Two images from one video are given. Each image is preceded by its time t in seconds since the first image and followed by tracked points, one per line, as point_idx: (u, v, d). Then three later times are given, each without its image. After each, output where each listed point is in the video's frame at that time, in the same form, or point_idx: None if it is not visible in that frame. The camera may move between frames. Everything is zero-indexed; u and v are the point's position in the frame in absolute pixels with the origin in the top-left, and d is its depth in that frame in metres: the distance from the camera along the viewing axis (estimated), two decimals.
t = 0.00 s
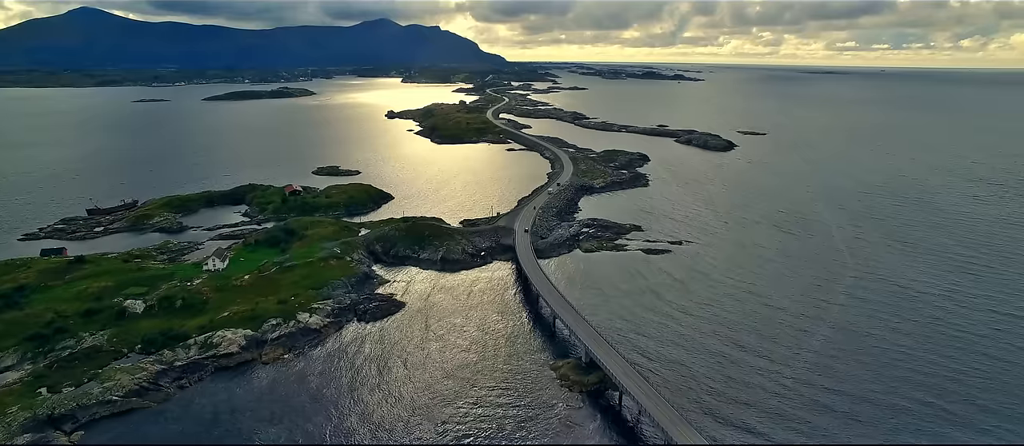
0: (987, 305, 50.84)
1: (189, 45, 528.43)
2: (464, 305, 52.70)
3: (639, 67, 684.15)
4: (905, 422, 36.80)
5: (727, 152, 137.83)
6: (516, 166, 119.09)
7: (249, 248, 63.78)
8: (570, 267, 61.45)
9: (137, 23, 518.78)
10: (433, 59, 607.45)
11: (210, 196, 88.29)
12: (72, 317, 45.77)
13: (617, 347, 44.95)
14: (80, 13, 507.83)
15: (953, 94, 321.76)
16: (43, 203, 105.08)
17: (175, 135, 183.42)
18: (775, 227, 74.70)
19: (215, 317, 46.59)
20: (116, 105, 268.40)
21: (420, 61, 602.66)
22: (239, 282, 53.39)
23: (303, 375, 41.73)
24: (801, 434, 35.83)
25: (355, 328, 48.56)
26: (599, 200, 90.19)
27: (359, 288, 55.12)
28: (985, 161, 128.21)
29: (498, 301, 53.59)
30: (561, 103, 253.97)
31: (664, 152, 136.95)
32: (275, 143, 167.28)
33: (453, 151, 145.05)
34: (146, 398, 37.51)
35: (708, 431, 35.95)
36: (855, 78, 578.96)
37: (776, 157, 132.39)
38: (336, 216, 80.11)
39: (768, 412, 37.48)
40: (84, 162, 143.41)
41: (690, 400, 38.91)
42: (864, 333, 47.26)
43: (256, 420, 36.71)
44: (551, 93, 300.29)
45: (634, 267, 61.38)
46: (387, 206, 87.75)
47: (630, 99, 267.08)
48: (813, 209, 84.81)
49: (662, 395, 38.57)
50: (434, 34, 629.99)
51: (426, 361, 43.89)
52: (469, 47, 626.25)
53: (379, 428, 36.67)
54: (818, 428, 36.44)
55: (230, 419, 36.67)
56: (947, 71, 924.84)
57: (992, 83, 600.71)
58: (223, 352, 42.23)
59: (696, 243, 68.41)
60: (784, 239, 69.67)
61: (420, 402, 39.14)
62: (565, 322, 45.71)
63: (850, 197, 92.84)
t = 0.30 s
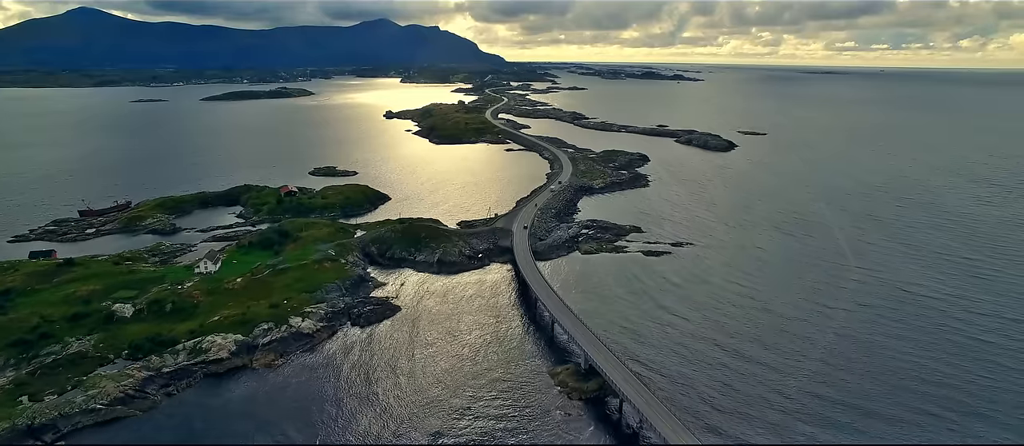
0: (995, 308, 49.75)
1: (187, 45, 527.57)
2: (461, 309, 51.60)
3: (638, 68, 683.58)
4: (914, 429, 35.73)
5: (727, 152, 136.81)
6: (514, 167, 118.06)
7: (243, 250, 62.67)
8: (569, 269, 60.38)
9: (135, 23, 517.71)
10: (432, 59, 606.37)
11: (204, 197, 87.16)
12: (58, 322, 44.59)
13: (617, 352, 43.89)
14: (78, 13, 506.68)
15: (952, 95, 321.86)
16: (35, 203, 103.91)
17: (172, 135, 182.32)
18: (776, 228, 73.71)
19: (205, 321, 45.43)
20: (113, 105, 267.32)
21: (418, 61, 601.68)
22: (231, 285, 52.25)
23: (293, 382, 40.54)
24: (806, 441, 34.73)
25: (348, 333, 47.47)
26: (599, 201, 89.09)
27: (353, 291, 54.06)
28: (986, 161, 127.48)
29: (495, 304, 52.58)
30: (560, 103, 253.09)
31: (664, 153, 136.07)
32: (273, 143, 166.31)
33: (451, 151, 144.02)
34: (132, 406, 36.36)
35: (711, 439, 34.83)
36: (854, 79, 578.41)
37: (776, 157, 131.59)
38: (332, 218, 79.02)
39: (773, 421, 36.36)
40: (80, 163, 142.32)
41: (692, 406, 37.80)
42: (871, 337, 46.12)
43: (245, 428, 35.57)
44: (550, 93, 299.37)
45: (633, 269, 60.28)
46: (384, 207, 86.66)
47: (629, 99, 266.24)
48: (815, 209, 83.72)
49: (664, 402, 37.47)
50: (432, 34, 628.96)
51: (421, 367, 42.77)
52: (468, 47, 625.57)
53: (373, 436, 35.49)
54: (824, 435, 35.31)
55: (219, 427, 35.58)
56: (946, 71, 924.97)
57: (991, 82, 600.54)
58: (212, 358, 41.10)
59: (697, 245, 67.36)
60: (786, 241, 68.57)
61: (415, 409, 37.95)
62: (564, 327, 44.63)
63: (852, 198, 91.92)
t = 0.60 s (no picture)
0: (1002, 313, 48.82)
1: (186, 45, 526.53)
2: (458, 313, 50.55)
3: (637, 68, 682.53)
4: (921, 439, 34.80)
5: (728, 152, 135.64)
6: (513, 168, 116.94)
7: (236, 253, 61.55)
8: (569, 272, 59.29)
9: (133, 23, 516.54)
10: (431, 60, 605.41)
11: (198, 198, 86.07)
12: (44, 327, 43.46)
13: (617, 358, 42.84)
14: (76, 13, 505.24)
15: (952, 94, 320.84)
16: (29, 204, 102.82)
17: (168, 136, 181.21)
18: (778, 230, 72.69)
19: (195, 326, 44.30)
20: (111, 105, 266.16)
21: (418, 61, 600.76)
22: (223, 288, 51.14)
23: (284, 389, 39.45)
24: None
25: (342, 338, 46.35)
26: (598, 202, 88.00)
27: (348, 295, 52.94)
28: (988, 161, 126.56)
29: (492, 308, 51.47)
30: (558, 103, 252.01)
31: (663, 153, 135.14)
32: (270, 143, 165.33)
33: (450, 151, 142.93)
34: (117, 415, 35.25)
35: None
36: (854, 79, 577.46)
37: (777, 158, 130.71)
38: (328, 219, 77.95)
39: (777, 432, 35.28)
40: (75, 163, 141.22)
41: (695, 415, 36.75)
42: (877, 343, 45.08)
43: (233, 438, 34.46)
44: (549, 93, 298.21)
45: (634, 272, 59.21)
46: (381, 208, 85.58)
47: (628, 99, 265.08)
48: (818, 210, 82.63)
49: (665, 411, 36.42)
50: (431, 34, 627.75)
51: (416, 374, 41.68)
52: (467, 47, 624.59)
53: None
54: None
55: (206, 436, 34.49)
56: (945, 71, 924.46)
57: (992, 82, 599.58)
58: (201, 364, 39.98)
59: (697, 247, 66.35)
60: (789, 243, 67.53)
61: (409, 418, 36.89)
62: (563, 333, 43.53)
63: (854, 198, 90.96)
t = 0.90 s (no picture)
0: (1009, 317, 47.76)
1: (185, 44, 525.73)
2: (454, 317, 49.50)
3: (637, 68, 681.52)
4: None
5: (728, 152, 134.55)
6: (511, 168, 115.82)
7: (229, 255, 60.41)
8: (568, 275, 58.19)
9: (133, 23, 515.58)
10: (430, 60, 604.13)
11: (193, 199, 84.92)
12: (29, 332, 42.34)
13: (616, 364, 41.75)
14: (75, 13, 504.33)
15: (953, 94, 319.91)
16: (22, 205, 101.66)
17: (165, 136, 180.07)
18: (780, 231, 71.67)
19: (184, 331, 43.17)
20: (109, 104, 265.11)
21: (417, 61, 599.53)
22: (215, 291, 50.04)
23: (275, 396, 38.32)
24: None
25: (335, 343, 45.27)
26: (598, 203, 86.92)
27: (342, 299, 51.86)
28: (990, 161, 125.56)
29: (489, 312, 50.36)
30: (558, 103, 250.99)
31: (663, 153, 134.12)
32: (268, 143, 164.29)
33: (448, 152, 141.95)
34: (100, 424, 34.19)
35: None
36: (855, 79, 576.10)
37: (778, 158, 129.74)
38: (323, 220, 76.86)
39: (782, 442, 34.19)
40: (70, 163, 140.05)
41: (697, 424, 35.64)
42: (885, 350, 43.77)
43: None
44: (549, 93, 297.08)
45: (635, 275, 58.09)
46: (377, 209, 84.48)
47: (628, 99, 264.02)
48: (820, 211, 81.46)
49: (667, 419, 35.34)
50: (431, 34, 626.39)
51: (410, 380, 40.60)
52: (467, 47, 623.58)
53: None
54: None
55: None
56: (945, 70, 923.71)
57: (992, 81, 598.93)
58: (189, 370, 38.89)
59: (699, 249, 65.27)
60: (791, 245, 66.42)
61: (404, 426, 35.83)
62: (562, 338, 42.42)
63: (857, 199, 89.89)
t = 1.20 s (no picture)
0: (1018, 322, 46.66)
1: (184, 45, 524.58)
2: (450, 321, 48.40)
3: (637, 68, 680.33)
4: None
5: (729, 152, 133.40)
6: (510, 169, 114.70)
7: (221, 257, 59.24)
8: (567, 277, 57.06)
9: (131, 23, 514.04)
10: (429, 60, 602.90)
11: (187, 200, 83.73)
12: (13, 337, 41.15)
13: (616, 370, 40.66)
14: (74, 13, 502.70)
15: (954, 94, 318.66)
16: (14, 205, 100.40)
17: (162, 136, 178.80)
18: (783, 233, 70.55)
19: (172, 336, 41.98)
20: (106, 105, 263.90)
21: (416, 61, 598.34)
22: (206, 295, 48.92)
23: (265, 404, 37.14)
24: None
25: (328, 348, 44.16)
26: (597, 203, 85.76)
27: (336, 302, 50.70)
28: (993, 161, 124.45)
29: (487, 316, 49.29)
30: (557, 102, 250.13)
31: (664, 153, 133.02)
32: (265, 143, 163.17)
33: (447, 152, 140.83)
34: (82, 434, 33.05)
35: None
36: (855, 79, 575.67)
37: (779, 158, 128.72)
38: (319, 221, 75.69)
39: None
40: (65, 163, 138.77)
41: (699, 434, 34.62)
42: (892, 357, 42.56)
43: None
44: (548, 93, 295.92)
45: (635, 278, 56.97)
46: (374, 210, 83.31)
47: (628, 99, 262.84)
48: (822, 212, 80.28)
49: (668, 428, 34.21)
50: (430, 34, 625.10)
51: (405, 387, 39.48)
52: (466, 47, 622.30)
53: None
54: None
55: None
56: (945, 70, 923.01)
57: (992, 81, 598.16)
58: (176, 377, 37.74)
59: (700, 251, 64.20)
60: (794, 247, 65.24)
61: (398, 435, 34.79)
62: (560, 343, 41.34)
63: (860, 199, 88.77)
